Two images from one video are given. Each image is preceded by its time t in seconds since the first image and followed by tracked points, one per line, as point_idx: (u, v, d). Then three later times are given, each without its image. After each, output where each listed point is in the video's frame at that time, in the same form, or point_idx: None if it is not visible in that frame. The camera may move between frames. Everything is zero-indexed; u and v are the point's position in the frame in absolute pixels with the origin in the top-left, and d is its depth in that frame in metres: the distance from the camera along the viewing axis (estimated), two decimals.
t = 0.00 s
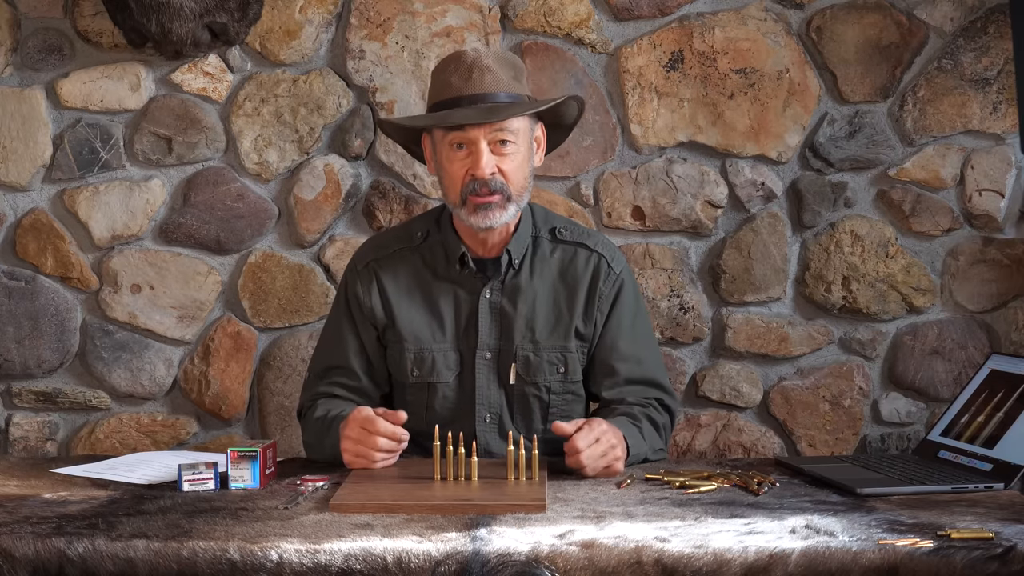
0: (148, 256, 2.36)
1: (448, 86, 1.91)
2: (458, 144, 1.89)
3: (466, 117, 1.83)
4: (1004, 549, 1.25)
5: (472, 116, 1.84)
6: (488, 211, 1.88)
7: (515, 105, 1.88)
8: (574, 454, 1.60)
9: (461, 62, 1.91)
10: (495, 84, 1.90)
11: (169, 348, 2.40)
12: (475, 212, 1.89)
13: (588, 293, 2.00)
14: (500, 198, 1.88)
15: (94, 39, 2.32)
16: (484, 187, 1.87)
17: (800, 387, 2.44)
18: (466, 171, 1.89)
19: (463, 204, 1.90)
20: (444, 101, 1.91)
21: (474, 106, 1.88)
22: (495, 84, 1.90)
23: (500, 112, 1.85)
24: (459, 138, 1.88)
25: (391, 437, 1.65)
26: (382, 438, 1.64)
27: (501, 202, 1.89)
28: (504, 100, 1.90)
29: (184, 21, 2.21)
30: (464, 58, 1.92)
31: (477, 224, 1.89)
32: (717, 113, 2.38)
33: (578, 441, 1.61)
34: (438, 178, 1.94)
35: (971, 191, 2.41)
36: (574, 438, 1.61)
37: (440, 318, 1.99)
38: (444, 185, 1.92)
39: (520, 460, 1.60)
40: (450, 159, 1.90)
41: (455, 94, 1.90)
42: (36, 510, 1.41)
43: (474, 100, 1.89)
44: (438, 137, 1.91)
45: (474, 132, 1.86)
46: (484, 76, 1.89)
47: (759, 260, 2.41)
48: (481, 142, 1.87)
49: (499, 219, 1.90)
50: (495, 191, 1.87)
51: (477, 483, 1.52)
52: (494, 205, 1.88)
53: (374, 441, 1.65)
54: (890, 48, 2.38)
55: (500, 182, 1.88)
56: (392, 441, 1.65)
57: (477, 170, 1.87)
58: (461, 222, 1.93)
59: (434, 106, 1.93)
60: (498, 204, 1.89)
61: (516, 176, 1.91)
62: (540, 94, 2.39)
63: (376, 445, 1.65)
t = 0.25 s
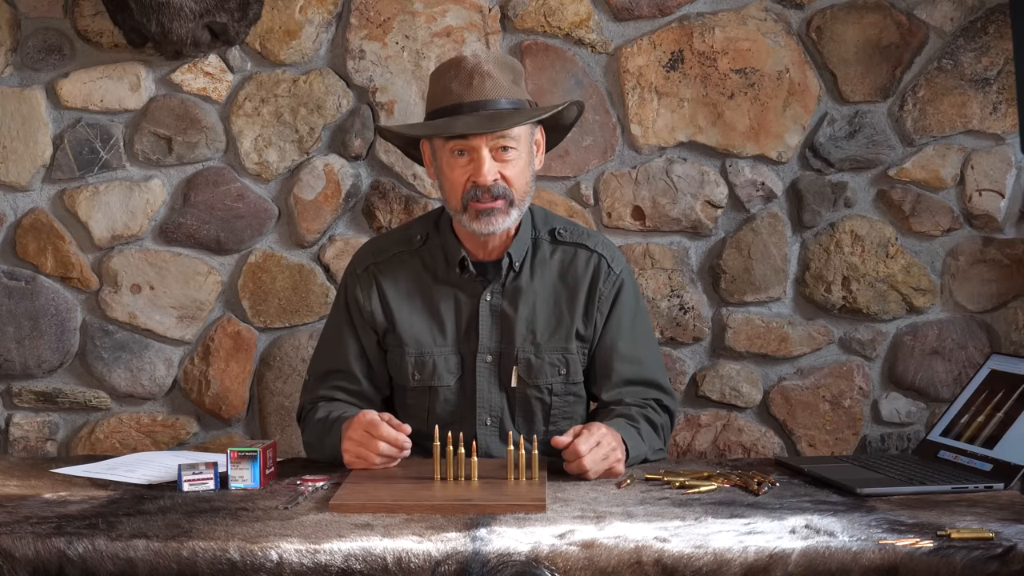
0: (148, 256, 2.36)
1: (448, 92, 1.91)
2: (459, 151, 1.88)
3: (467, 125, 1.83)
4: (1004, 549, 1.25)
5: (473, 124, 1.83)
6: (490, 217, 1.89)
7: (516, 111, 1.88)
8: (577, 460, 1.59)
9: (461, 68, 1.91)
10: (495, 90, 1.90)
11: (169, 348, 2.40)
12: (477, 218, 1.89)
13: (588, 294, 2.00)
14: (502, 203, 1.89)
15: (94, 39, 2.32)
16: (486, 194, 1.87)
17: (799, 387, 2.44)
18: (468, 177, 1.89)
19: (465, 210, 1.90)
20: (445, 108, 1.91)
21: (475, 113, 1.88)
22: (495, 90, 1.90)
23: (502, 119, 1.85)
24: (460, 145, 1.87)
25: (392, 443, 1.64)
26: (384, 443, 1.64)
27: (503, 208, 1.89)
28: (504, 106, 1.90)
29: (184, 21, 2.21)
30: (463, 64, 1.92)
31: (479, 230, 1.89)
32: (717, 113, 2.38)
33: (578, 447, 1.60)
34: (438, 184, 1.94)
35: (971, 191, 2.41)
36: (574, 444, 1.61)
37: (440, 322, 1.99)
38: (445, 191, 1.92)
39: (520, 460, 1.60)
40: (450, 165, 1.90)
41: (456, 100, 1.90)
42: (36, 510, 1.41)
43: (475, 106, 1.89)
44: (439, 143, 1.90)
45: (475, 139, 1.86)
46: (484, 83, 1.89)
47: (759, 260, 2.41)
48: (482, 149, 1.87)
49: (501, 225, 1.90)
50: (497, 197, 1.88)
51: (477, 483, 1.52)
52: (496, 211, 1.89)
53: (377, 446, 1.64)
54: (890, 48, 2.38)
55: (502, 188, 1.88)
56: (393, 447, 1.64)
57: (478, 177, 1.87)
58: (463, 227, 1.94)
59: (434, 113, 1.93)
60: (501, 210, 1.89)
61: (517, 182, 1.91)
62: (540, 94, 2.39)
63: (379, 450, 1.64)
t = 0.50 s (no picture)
0: (148, 256, 2.36)
1: (446, 94, 1.91)
2: (457, 153, 1.88)
3: (465, 128, 1.83)
4: (1004, 549, 1.25)
5: (471, 128, 1.83)
6: (487, 221, 1.89)
7: (514, 114, 1.88)
8: (575, 461, 1.60)
9: (459, 70, 1.91)
10: (493, 94, 1.90)
11: (169, 348, 2.40)
12: (473, 222, 1.89)
13: (587, 295, 2.00)
14: (499, 207, 1.89)
15: (94, 39, 2.32)
16: (483, 197, 1.87)
17: (800, 387, 2.44)
18: (466, 181, 1.89)
19: (463, 213, 1.90)
20: (443, 111, 1.91)
21: (473, 116, 1.88)
22: (494, 93, 1.90)
23: (499, 123, 1.84)
24: (458, 148, 1.87)
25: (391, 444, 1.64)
26: (385, 444, 1.64)
27: (500, 212, 1.89)
28: (502, 109, 1.90)
29: (184, 21, 2.22)
30: (462, 66, 1.92)
31: (476, 233, 1.90)
32: (717, 113, 2.38)
33: (576, 448, 1.61)
34: (437, 187, 1.94)
35: (971, 191, 2.41)
36: (573, 445, 1.61)
37: (440, 323, 1.99)
38: (444, 194, 1.92)
39: (519, 460, 1.60)
40: (448, 168, 1.90)
41: (454, 102, 1.90)
42: (36, 510, 1.41)
43: (473, 110, 1.89)
44: (437, 146, 1.90)
45: (473, 142, 1.86)
46: (483, 86, 1.89)
47: (759, 260, 2.41)
48: (480, 152, 1.87)
49: (498, 229, 1.90)
50: (494, 201, 1.88)
51: (477, 483, 1.52)
52: (493, 215, 1.89)
53: (378, 446, 1.64)
54: (890, 48, 2.38)
55: (499, 191, 1.88)
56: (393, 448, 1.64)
57: (476, 180, 1.87)
58: (461, 230, 1.94)
59: (433, 115, 1.93)
60: (498, 213, 1.89)
61: (515, 185, 1.91)
62: (540, 94, 2.39)
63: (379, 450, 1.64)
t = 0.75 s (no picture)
0: (148, 256, 2.36)
1: (444, 96, 1.91)
2: (455, 156, 1.88)
3: (461, 131, 1.83)
4: (1004, 549, 1.25)
5: (468, 131, 1.83)
6: (485, 225, 1.89)
7: (511, 117, 1.88)
8: (576, 461, 1.60)
9: (457, 72, 1.91)
10: (491, 96, 1.90)
11: (169, 348, 2.40)
12: (471, 225, 1.90)
13: (587, 294, 2.00)
14: (497, 211, 1.89)
15: (94, 39, 2.32)
16: (480, 201, 1.87)
17: (800, 387, 2.44)
18: (463, 183, 1.89)
19: (460, 216, 1.90)
20: (441, 113, 1.91)
21: (470, 118, 1.88)
22: (492, 95, 1.90)
23: (497, 126, 1.84)
24: (455, 150, 1.87)
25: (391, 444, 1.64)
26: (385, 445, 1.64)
27: (497, 215, 1.90)
28: (500, 111, 1.90)
29: (184, 21, 2.22)
30: (461, 68, 1.92)
31: (474, 237, 1.90)
32: (717, 113, 2.38)
33: (577, 449, 1.61)
34: (435, 188, 1.95)
35: (971, 191, 2.41)
36: (573, 445, 1.61)
37: (439, 323, 1.99)
38: (442, 196, 1.93)
39: (519, 460, 1.60)
40: (446, 170, 1.90)
41: (452, 104, 1.90)
42: (36, 510, 1.41)
43: (471, 112, 1.89)
44: (435, 148, 1.91)
45: (471, 145, 1.86)
46: (481, 88, 1.89)
47: (759, 260, 2.41)
48: (477, 155, 1.87)
49: (496, 232, 1.91)
50: (491, 205, 1.88)
51: (477, 483, 1.52)
52: (490, 219, 1.89)
53: (378, 447, 1.64)
54: (890, 48, 2.38)
55: (497, 195, 1.88)
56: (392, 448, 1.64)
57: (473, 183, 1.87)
58: (459, 232, 1.94)
59: (432, 117, 1.93)
60: (495, 217, 1.90)
61: (513, 188, 1.91)
62: (540, 94, 2.39)
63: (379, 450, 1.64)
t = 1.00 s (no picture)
0: (148, 256, 2.36)
1: (445, 91, 1.91)
2: (453, 150, 1.88)
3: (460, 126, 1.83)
4: (1004, 549, 1.25)
5: (466, 125, 1.83)
6: (482, 221, 1.89)
7: (511, 112, 1.87)
8: (576, 461, 1.60)
9: (458, 68, 1.91)
10: (492, 91, 1.89)
11: (169, 348, 2.40)
12: (469, 220, 1.90)
13: (587, 292, 2.00)
14: (494, 207, 1.89)
15: (94, 39, 2.32)
16: (478, 195, 1.87)
17: (800, 387, 2.44)
18: (462, 178, 1.89)
19: (459, 211, 1.90)
20: (442, 107, 1.91)
21: (470, 113, 1.88)
22: (492, 91, 1.90)
23: (495, 121, 1.84)
24: (454, 145, 1.87)
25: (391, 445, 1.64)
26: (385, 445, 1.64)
27: (495, 211, 1.89)
28: (501, 107, 1.90)
29: (184, 21, 2.22)
30: (462, 63, 1.92)
31: (472, 232, 1.90)
32: (717, 113, 2.38)
33: (577, 449, 1.61)
34: (435, 182, 1.95)
35: (971, 191, 2.41)
36: (573, 446, 1.61)
37: (440, 320, 1.99)
38: (441, 190, 1.93)
39: (519, 460, 1.60)
40: (445, 164, 1.90)
41: (452, 99, 1.90)
42: (36, 510, 1.41)
43: (470, 106, 1.89)
44: (435, 141, 1.90)
45: (469, 139, 1.86)
46: (481, 83, 1.89)
47: (759, 260, 2.41)
48: (476, 149, 1.87)
49: (494, 229, 1.91)
50: (489, 200, 1.88)
51: (477, 483, 1.52)
52: (488, 215, 1.89)
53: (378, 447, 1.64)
54: (890, 48, 2.38)
55: (494, 190, 1.88)
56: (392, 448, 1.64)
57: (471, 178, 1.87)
58: (458, 227, 1.94)
59: (433, 111, 1.93)
60: (493, 213, 1.90)
61: (511, 184, 1.90)
62: (540, 94, 2.39)
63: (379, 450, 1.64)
